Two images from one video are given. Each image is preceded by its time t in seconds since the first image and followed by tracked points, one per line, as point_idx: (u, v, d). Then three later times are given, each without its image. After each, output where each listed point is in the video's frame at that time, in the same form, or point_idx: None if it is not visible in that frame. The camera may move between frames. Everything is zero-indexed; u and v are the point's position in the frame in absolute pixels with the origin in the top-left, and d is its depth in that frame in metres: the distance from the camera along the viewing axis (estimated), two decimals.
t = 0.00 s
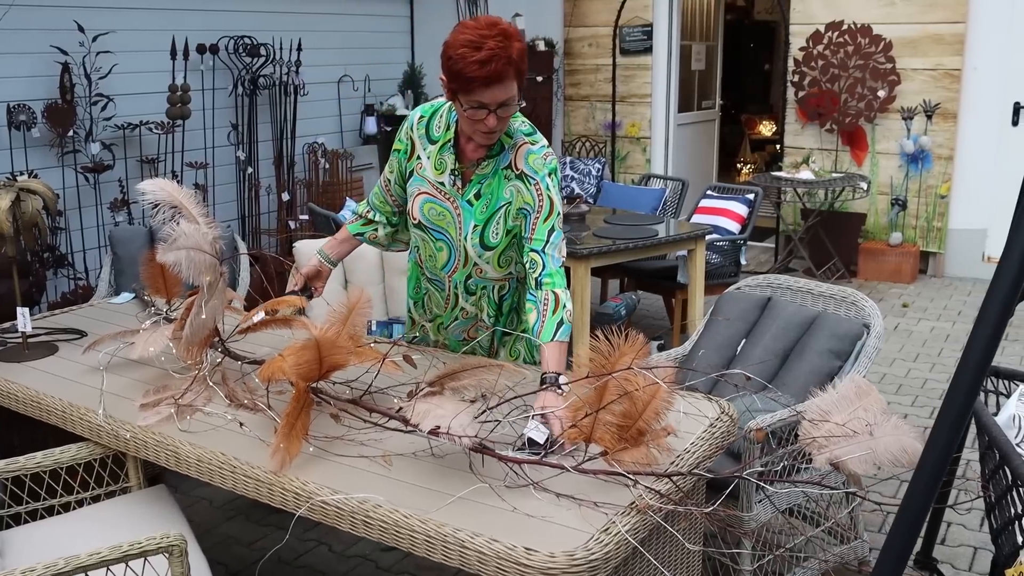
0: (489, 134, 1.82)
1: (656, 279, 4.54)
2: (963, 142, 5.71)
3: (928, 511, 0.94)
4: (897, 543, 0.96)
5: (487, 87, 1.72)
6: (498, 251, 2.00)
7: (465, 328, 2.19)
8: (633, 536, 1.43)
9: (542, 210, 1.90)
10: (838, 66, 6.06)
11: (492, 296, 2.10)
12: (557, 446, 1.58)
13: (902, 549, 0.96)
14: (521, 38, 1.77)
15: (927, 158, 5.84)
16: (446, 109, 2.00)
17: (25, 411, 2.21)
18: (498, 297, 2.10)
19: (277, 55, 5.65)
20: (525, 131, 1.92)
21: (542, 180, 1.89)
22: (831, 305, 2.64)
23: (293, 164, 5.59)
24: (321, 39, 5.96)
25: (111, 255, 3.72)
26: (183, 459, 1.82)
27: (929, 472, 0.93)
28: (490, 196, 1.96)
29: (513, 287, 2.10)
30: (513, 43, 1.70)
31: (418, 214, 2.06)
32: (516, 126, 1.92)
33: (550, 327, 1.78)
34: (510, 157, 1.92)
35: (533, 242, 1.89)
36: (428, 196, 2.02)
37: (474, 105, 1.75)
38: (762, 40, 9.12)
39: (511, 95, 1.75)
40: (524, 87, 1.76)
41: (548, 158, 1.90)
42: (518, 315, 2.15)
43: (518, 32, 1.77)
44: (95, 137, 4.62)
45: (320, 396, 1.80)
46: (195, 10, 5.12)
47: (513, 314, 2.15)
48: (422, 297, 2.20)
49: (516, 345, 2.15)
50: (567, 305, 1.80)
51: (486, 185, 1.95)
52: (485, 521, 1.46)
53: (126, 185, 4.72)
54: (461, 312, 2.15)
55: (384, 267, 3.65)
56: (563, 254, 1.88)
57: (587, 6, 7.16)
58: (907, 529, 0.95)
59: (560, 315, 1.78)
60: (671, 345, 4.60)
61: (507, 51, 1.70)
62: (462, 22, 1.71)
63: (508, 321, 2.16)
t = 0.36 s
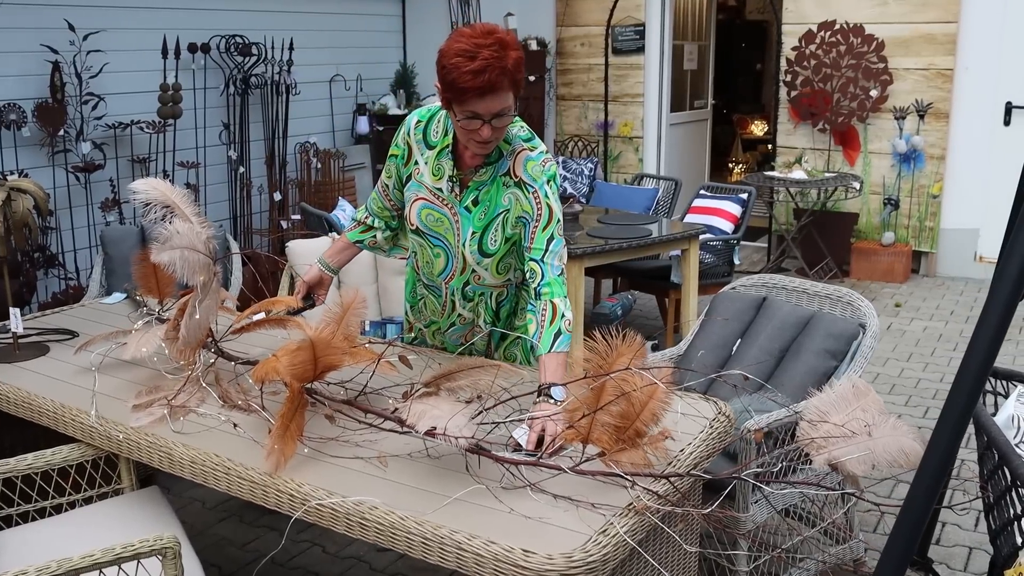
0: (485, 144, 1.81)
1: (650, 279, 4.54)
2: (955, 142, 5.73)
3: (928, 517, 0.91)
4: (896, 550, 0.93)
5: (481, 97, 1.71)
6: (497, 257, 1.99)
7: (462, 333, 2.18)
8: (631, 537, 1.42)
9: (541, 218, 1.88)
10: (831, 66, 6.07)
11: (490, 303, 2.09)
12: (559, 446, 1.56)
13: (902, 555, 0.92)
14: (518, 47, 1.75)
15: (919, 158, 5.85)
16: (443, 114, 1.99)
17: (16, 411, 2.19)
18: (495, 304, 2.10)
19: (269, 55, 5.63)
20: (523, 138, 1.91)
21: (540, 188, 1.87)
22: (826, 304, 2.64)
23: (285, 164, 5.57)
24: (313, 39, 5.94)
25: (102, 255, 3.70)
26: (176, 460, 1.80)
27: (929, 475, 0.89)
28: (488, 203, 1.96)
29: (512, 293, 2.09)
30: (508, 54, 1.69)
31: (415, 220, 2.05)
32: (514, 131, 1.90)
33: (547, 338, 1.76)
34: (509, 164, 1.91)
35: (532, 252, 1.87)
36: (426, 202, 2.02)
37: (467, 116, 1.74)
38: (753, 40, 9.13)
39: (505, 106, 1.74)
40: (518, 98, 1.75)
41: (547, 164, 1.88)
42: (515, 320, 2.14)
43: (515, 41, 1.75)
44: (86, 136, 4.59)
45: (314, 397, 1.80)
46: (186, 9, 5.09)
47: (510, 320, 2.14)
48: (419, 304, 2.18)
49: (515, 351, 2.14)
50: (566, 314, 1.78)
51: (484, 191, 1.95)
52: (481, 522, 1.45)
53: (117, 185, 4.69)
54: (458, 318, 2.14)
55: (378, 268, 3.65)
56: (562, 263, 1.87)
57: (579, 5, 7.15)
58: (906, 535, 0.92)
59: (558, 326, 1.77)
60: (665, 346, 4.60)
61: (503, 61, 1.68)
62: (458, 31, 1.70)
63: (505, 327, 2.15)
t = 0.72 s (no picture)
0: (480, 144, 1.81)
1: (646, 280, 4.54)
2: (950, 142, 5.75)
3: (925, 516, 0.90)
4: (894, 549, 0.93)
5: (475, 96, 1.71)
6: (490, 257, 1.99)
7: (457, 332, 2.18)
8: (627, 538, 1.42)
9: (533, 217, 1.88)
10: (826, 66, 6.07)
11: (484, 301, 2.09)
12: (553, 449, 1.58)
13: (900, 555, 0.92)
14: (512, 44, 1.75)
15: (914, 158, 5.87)
16: (438, 114, 1.99)
17: (11, 412, 2.19)
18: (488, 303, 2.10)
19: (264, 55, 5.62)
20: (517, 137, 1.92)
21: (532, 186, 1.88)
22: (822, 304, 2.65)
23: (280, 164, 5.56)
24: (308, 39, 5.94)
25: (97, 256, 3.69)
26: (172, 460, 1.80)
27: (927, 475, 0.89)
28: (482, 203, 1.95)
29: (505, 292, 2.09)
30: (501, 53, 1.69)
31: (409, 221, 2.05)
32: (508, 130, 1.92)
33: (540, 337, 1.75)
34: (502, 163, 1.91)
35: (524, 251, 1.87)
36: (420, 203, 2.01)
37: (462, 115, 1.74)
38: (749, 40, 9.14)
39: (500, 104, 1.74)
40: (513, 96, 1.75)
41: (539, 163, 1.88)
42: (509, 319, 2.14)
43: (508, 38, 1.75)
44: (81, 137, 4.58)
45: (309, 397, 1.79)
46: (181, 9, 5.09)
47: (504, 319, 2.14)
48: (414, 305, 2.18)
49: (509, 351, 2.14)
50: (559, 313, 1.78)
51: (478, 191, 1.95)
52: (477, 522, 1.45)
53: (112, 185, 4.68)
54: (454, 317, 2.14)
55: (374, 268, 3.64)
56: (553, 262, 1.86)
57: (575, 5, 7.14)
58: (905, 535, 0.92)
59: (550, 325, 1.75)
60: (661, 346, 4.60)
61: (496, 59, 1.69)
62: (450, 30, 1.70)
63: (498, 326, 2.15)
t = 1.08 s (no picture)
0: (452, 139, 1.81)
1: (643, 280, 4.54)
2: (946, 143, 5.76)
3: (921, 514, 0.90)
4: (891, 548, 0.93)
5: (439, 93, 1.71)
6: (488, 256, 1.99)
7: (455, 334, 2.17)
8: (625, 538, 1.42)
9: (530, 215, 1.88)
10: (822, 66, 6.08)
11: (480, 302, 2.08)
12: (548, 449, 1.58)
13: (897, 555, 0.92)
14: (492, 47, 1.72)
15: (910, 158, 5.88)
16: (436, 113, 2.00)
17: (8, 413, 2.19)
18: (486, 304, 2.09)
19: (261, 55, 5.62)
20: (512, 135, 1.91)
21: (529, 185, 1.87)
22: (819, 304, 2.66)
23: (277, 165, 5.56)
24: (305, 39, 5.93)
25: (94, 256, 3.68)
26: (169, 461, 1.80)
27: (925, 473, 0.89)
28: (479, 201, 1.95)
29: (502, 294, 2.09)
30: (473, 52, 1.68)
31: (407, 219, 2.05)
32: (502, 129, 1.92)
33: (537, 333, 1.76)
34: (498, 161, 1.91)
35: (522, 249, 1.88)
36: (418, 201, 2.02)
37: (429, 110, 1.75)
38: (746, 40, 9.14)
39: (467, 103, 1.73)
40: (484, 97, 1.73)
41: (535, 162, 1.89)
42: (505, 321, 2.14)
43: (489, 41, 1.73)
44: (77, 137, 4.58)
45: (307, 399, 1.79)
46: (177, 9, 5.08)
47: (502, 320, 2.14)
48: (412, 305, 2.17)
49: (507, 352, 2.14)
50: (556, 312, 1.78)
51: (474, 189, 1.95)
52: (474, 523, 1.45)
53: (108, 185, 4.68)
54: (451, 318, 2.14)
55: (371, 268, 3.64)
56: (550, 261, 1.87)
57: (572, 6, 7.14)
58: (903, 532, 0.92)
59: (548, 323, 1.76)
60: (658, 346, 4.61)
61: (459, 59, 1.68)
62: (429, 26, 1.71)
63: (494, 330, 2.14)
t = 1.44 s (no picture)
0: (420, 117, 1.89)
1: (642, 280, 4.54)
2: (945, 143, 5.76)
3: (923, 516, 0.89)
4: (893, 549, 0.91)
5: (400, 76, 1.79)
6: (488, 249, 2.00)
7: (455, 332, 2.17)
8: (626, 538, 1.42)
9: (529, 208, 1.89)
10: (821, 66, 6.08)
11: (480, 297, 2.08)
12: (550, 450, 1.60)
13: (899, 557, 0.91)
14: (459, 56, 1.72)
15: (909, 158, 5.88)
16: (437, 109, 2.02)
17: (8, 414, 2.18)
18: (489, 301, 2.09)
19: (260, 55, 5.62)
20: (512, 129, 1.93)
21: (528, 176, 1.89)
22: (819, 304, 2.66)
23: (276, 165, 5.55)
24: (303, 39, 5.93)
25: (93, 256, 3.68)
26: (170, 461, 1.79)
27: (927, 475, 0.88)
28: (478, 194, 1.96)
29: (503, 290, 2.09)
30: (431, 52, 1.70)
31: (408, 214, 2.06)
32: (500, 122, 1.93)
33: (538, 323, 1.76)
34: (497, 154, 1.92)
35: (521, 240, 1.88)
36: (419, 196, 2.03)
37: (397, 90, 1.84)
38: (744, 40, 9.14)
39: (419, 93, 1.78)
40: (434, 96, 1.76)
41: (534, 155, 1.90)
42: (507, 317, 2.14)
43: (461, 50, 1.72)
44: (76, 137, 4.57)
45: (308, 399, 1.79)
46: (177, 9, 5.08)
47: (502, 319, 2.14)
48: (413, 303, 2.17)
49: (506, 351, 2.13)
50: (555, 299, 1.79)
51: (474, 183, 1.96)
52: (476, 523, 1.45)
53: (107, 186, 4.67)
54: (452, 314, 2.14)
55: (370, 268, 3.64)
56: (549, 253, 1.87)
57: (571, 6, 7.14)
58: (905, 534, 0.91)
59: (549, 314, 1.76)
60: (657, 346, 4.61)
61: (416, 54, 1.72)
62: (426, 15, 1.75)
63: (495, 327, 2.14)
